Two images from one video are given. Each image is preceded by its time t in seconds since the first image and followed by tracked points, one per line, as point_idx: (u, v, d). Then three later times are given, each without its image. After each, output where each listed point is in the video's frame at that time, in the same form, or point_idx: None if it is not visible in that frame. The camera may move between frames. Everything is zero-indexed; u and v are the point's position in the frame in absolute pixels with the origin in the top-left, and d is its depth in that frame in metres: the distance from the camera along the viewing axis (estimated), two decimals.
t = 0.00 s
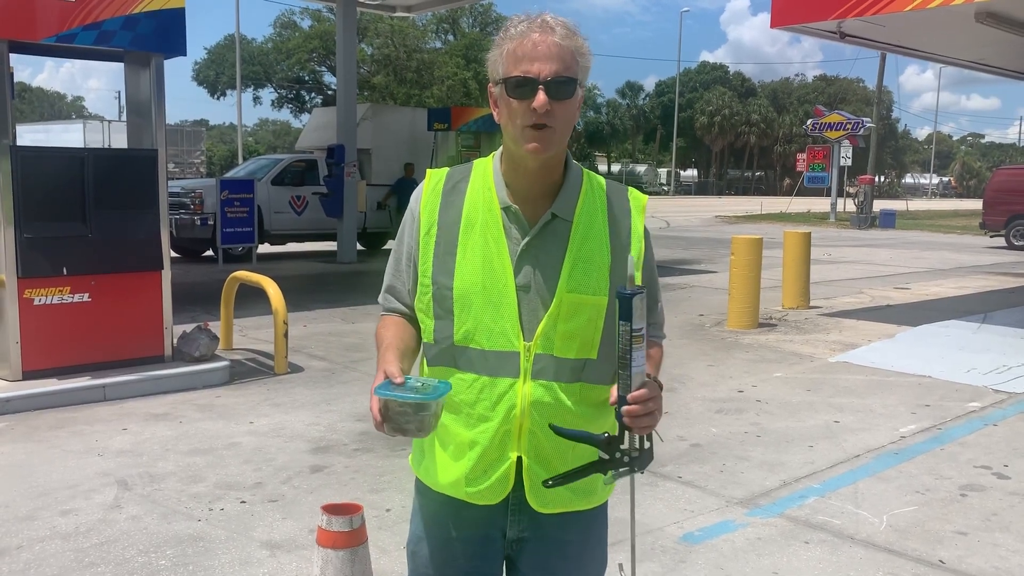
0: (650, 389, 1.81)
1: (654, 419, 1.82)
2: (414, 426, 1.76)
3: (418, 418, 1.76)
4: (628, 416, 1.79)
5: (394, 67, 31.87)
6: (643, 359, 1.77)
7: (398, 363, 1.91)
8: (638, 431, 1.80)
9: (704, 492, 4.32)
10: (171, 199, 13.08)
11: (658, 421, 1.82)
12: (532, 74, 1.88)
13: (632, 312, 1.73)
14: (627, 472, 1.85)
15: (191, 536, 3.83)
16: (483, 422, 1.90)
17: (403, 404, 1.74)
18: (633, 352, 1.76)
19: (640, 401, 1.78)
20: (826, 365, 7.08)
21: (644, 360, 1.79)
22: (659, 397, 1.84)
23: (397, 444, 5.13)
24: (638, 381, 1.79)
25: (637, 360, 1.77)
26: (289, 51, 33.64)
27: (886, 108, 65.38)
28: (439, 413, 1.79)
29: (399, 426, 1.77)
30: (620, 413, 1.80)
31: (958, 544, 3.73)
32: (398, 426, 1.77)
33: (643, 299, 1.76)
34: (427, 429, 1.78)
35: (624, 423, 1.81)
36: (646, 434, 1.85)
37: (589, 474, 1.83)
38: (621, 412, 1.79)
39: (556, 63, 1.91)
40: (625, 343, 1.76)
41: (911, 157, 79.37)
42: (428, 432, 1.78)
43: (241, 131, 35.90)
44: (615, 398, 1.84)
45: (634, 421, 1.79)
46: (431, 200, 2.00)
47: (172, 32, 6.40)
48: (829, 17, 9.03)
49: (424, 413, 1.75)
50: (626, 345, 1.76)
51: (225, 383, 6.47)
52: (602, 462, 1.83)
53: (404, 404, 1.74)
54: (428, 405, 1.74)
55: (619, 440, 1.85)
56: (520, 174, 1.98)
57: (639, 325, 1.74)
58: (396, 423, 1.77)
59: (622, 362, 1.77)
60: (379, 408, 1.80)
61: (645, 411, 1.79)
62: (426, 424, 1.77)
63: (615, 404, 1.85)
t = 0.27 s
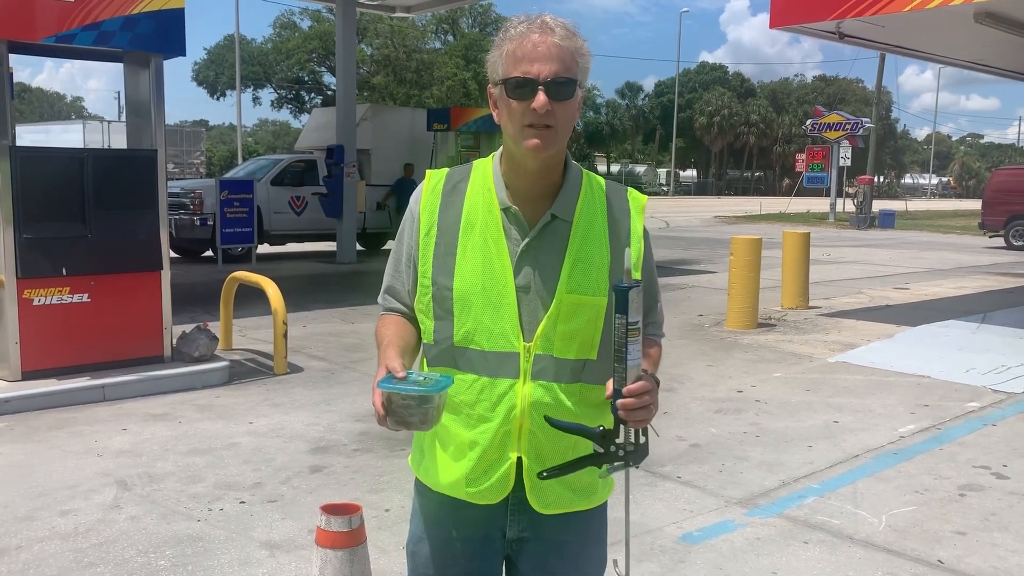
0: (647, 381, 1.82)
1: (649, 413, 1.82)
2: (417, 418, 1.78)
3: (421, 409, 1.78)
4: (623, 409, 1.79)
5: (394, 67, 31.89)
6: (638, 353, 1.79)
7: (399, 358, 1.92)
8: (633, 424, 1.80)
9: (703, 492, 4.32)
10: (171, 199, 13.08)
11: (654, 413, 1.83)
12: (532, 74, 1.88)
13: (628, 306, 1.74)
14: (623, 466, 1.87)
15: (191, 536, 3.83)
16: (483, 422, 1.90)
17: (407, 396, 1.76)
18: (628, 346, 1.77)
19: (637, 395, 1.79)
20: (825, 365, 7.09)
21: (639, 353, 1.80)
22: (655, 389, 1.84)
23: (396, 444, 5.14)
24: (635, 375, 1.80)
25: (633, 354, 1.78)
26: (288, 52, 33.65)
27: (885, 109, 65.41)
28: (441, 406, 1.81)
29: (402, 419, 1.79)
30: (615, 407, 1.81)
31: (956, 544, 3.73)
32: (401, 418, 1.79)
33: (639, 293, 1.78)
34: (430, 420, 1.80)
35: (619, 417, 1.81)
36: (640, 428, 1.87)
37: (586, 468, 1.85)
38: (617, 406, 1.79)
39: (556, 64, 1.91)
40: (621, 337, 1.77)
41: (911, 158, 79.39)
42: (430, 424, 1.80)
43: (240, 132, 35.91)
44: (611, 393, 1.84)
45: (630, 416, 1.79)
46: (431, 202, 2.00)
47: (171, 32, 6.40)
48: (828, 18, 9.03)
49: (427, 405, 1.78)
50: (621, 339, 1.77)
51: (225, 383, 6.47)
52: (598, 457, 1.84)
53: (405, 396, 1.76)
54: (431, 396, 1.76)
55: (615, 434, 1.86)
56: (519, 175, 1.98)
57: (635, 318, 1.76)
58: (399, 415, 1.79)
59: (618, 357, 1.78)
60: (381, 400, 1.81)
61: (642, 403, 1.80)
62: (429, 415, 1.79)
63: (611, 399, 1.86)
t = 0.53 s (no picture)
0: (654, 372, 1.83)
1: (654, 403, 1.82)
2: (417, 392, 1.79)
3: (422, 384, 1.79)
4: (628, 399, 1.80)
5: (393, 67, 31.89)
6: (642, 342, 1.80)
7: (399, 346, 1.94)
8: (639, 414, 1.81)
9: (701, 491, 4.33)
10: (169, 199, 13.07)
11: (659, 404, 1.83)
12: (530, 70, 1.89)
13: (631, 295, 1.76)
14: (628, 457, 1.88)
15: (188, 536, 3.83)
16: (481, 420, 1.90)
17: (407, 369, 1.76)
18: (633, 335, 1.79)
19: (642, 382, 1.79)
20: (823, 365, 7.09)
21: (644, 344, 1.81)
22: (660, 377, 1.83)
23: (394, 444, 5.13)
24: (640, 363, 1.81)
25: (637, 343, 1.79)
26: (287, 52, 33.64)
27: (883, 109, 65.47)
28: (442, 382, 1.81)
29: (402, 395, 1.80)
30: (621, 396, 1.81)
31: (954, 544, 3.74)
32: (401, 394, 1.80)
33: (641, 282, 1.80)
34: (430, 396, 1.80)
35: (625, 407, 1.81)
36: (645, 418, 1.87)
37: (592, 458, 1.86)
38: (622, 395, 1.80)
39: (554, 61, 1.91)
40: (624, 327, 1.80)
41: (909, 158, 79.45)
42: (430, 401, 1.81)
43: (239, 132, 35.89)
44: (616, 382, 1.85)
45: (636, 405, 1.80)
46: (428, 200, 2.00)
47: (169, 32, 6.40)
48: (826, 18, 9.04)
49: (428, 379, 1.78)
50: (624, 329, 1.79)
51: (222, 383, 6.47)
52: (604, 447, 1.86)
53: (406, 369, 1.77)
54: (431, 372, 1.77)
55: (621, 425, 1.88)
56: (517, 173, 1.98)
57: (638, 308, 1.79)
58: (398, 390, 1.80)
59: (621, 345, 1.80)
60: (381, 375, 1.82)
61: (647, 393, 1.80)
62: (430, 390, 1.79)
63: (616, 388, 1.86)
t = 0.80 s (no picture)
0: (654, 339, 1.82)
1: (654, 368, 1.81)
2: (423, 338, 1.80)
3: (428, 331, 1.80)
4: (628, 364, 1.79)
5: (390, 66, 31.88)
6: (641, 307, 1.79)
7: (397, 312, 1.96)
8: (638, 380, 1.80)
9: (699, 491, 4.33)
10: (166, 199, 13.05)
11: (659, 369, 1.82)
12: (530, 70, 1.89)
13: (629, 260, 1.76)
14: (630, 429, 1.87)
15: (186, 536, 3.82)
16: (479, 417, 1.90)
17: (413, 316, 1.76)
18: (631, 300, 1.78)
19: (640, 347, 1.79)
20: (821, 364, 7.10)
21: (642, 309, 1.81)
22: (659, 344, 1.83)
23: (391, 444, 5.13)
24: (639, 330, 1.81)
25: (636, 308, 1.79)
26: (285, 51, 33.62)
27: (881, 108, 65.50)
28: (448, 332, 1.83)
29: (409, 344, 1.80)
30: (620, 363, 1.81)
31: (951, 542, 3.74)
32: (407, 343, 1.80)
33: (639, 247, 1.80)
34: (436, 346, 1.82)
35: (624, 373, 1.81)
36: (646, 389, 1.87)
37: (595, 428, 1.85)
38: (621, 361, 1.80)
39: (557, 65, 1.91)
40: (623, 292, 1.79)
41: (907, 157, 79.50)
42: (435, 349, 1.82)
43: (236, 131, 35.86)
44: (616, 351, 1.85)
45: (635, 370, 1.79)
46: (424, 197, 1.99)
47: (166, 32, 6.40)
48: (823, 17, 9.05)
49: (435, 327, 1.79)
50: (623, 293, 1.78)
51: (220, 383, 6.46)
52: (605, 417, 1.86)
53: (410, 316, 1.76)
54: (438, 320, 1.78)
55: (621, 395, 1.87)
56: (511, 170, 1.98)
57: (636, 272, 1.78)
58: (404, 340, 1.80)
59: (619, 311, 1.79)
60: (385, 328, 1.81)
61: (646, 358, 1.79)
62: (436, 338, 1.81)
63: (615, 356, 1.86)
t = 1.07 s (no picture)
0: (644, 366, 1.82)
1: (643, 398, 1.81)
2: (433, 379, 1.78)
3: (437, 372, 1.78)
4: (619, 393, 1.79)
5: (389, 66, 31.88)
6: (632, 336, 1.79)
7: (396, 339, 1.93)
8: (629, 409, 1.80)
9: (698, 489, 4.33)
10: (165, 199, 13.05)
11: (649, 398, 1.81)
12: (529, 72, 1.89)
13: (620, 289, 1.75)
14: (620, 454, 1.87)
15: (184, 536, 3.82)
16: (476, 418, 1.90)
17: (422, 360, 1.75)
18: (622, 328, 1.78)
19: (631, 376, 1.78)
20: (819, 363, 7.10)
21: (634, 338, 1.81)
22: (649, 372, 1.83)
23: (390, 443, 5.13)
24: (630, 357, 1.81)
25: (626, 336, 1.79)
26: (284, 51, 33.62)
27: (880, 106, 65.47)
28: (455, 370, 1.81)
29: (418, 386, 1.79)
30: (611, 392, 1.81)
31: (949, 540, 3.74)
32: (417, 385, 1.78)
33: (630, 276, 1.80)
34: (444, 386, 1.80)
35: (615, 402, 1.80)
36: (635, 416, 1.87)
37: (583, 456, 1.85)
38: (612, 389, 1.79)
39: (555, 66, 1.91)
40: (614, 320, 1.78)
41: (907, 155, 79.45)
42: (444, 389, 1.80)
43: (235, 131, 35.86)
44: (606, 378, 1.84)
45: (626, 399, 1.79)
46: (420, 198, 1.99)
47: (164, 32, 6.39)
48: (821, 16, 9.05)
49: (443, 368, 1.78)
50: (614, 322, 1.78)
51: (219, 383, 6.46)
52: (596, 444, 1.86)
53: (420, 360, 1.75)
54: (446, 361, 1.76)
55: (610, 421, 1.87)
56: (510, 172, 1.98)
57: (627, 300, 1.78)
58: (414, 382, 1.78)
59: (611, 339, 1.79)
60: (393, 368, 1.79)
61: (637, 387, 1.79)
62: (444, 379, 1.79)
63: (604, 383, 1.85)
